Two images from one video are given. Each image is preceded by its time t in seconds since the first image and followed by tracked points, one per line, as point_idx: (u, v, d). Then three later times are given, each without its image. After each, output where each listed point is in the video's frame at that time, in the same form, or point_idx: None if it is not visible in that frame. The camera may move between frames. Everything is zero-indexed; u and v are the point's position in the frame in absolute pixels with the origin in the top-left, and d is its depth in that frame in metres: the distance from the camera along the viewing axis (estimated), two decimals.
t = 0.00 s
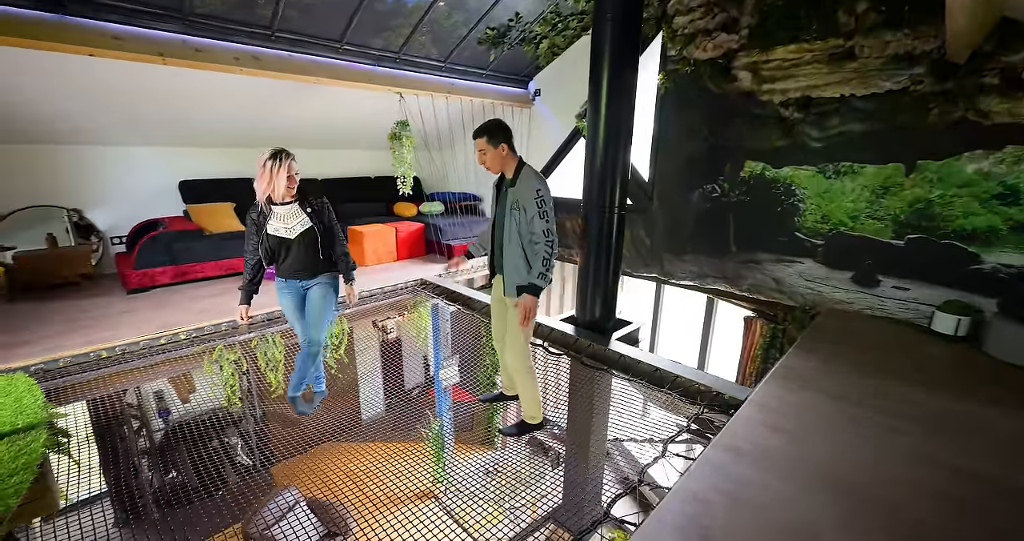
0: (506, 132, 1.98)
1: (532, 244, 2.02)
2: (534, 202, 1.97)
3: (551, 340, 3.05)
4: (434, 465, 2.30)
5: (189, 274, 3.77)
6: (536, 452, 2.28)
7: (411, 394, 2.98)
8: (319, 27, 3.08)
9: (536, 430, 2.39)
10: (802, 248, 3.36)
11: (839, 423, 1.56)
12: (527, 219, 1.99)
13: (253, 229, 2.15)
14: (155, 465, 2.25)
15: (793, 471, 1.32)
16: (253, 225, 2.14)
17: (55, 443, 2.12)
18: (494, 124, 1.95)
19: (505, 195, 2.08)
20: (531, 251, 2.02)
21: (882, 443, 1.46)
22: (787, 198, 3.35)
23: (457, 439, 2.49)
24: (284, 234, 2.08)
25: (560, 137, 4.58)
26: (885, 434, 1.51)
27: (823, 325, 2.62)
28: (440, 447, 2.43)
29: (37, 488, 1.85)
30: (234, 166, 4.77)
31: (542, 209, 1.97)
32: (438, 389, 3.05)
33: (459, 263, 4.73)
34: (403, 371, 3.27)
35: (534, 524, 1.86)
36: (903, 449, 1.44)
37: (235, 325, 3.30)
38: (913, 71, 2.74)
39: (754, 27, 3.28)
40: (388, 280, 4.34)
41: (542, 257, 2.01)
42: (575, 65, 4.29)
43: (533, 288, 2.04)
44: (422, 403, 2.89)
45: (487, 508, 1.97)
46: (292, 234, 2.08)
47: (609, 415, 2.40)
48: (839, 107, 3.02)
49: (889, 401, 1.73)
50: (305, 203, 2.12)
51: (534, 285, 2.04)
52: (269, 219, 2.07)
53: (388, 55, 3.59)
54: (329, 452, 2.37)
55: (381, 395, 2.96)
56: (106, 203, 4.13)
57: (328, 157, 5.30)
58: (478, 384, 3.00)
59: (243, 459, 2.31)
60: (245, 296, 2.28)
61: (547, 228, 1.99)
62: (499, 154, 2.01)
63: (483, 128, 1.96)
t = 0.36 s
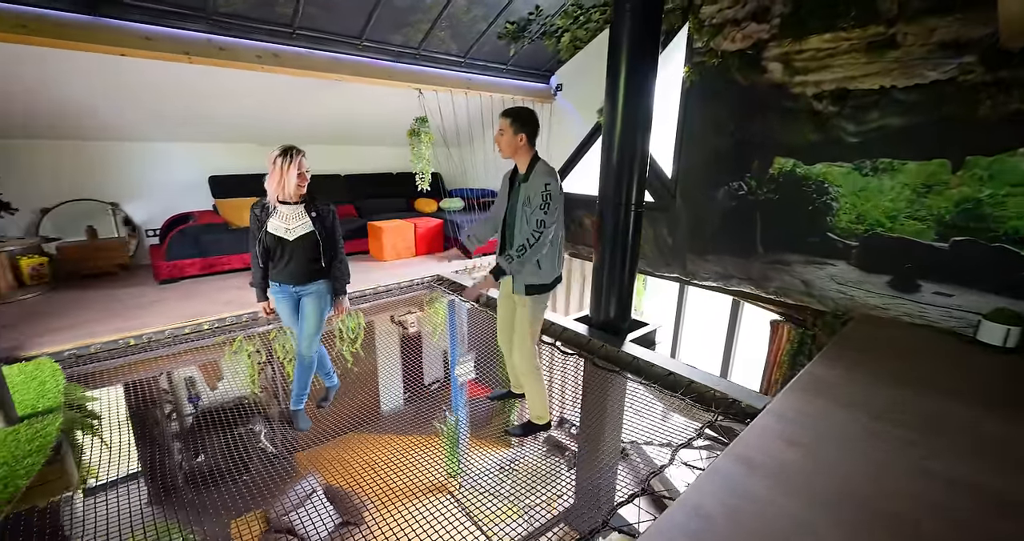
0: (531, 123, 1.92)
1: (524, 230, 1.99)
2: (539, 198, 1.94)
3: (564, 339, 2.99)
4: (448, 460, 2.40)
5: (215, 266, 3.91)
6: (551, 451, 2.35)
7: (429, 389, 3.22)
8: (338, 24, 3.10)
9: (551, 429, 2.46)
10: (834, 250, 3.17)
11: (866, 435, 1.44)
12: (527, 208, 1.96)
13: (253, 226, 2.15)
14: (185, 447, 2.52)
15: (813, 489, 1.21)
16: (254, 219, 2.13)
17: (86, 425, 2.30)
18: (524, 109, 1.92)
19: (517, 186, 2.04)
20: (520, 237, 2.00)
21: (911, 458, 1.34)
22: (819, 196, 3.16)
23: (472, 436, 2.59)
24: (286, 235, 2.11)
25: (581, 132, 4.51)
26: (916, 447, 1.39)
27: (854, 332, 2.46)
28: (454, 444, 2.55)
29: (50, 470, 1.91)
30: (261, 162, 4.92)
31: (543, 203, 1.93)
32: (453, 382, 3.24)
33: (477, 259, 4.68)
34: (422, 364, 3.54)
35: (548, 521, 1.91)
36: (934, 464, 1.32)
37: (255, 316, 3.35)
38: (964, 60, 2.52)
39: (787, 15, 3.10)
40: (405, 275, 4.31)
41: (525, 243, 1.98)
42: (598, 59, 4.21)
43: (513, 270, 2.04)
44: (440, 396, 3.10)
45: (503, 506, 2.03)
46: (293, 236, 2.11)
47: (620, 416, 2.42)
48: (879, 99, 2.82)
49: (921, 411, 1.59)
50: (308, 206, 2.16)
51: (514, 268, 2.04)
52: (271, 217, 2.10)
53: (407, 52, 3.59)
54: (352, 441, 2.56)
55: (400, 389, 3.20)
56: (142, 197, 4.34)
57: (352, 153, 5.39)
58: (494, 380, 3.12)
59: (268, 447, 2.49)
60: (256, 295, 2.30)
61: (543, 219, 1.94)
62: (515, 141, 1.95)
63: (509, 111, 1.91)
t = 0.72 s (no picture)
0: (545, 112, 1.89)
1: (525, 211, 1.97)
2: (540, 177, 1.91)
3: (579, 337, 2.93)
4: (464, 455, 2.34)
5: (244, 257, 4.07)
6: (570, 449, 2.26)
7: (450, 380, 3.12)
8: (360, 19, 3.14)
9: (570, 426, 2.39)
10: (873, 250, 2.96)
11: (894, 445, 1.31)
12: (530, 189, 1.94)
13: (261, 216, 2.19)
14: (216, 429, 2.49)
15: (829, 504, 1.09)
16: (263, 206, 2.17)
17: (119, 405, 2.46)
18: (539, 93, 1.87)
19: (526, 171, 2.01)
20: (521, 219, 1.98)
21: (943, 468, 1.22)
22: (857, 192, 2.96)
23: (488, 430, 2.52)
24: (297, 226, 2.16)
25: (604, 126, 4.41)
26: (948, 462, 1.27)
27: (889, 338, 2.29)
28: (471, 434, 2.52)
29: (71, 446, 2.12)
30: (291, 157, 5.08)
31: (545, 182, 1.90)
32: (472, 376, 3.14)
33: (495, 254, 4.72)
34: (444, 359, 3.34)
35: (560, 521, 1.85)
36: (971, 477, 1.19)
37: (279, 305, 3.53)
38: None
39: None
40: (423, 269, 4.39)
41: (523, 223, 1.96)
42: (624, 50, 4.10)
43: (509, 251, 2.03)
44: (460, 389, 2.99)
45: (514, 498, 2.03)
46: (304, 227, 2.16)
47: (636, 415, 2.33)
48: (927, 88, 2.61)
49: (961, 420, 1.44)
50: (320, 198, 2.22)
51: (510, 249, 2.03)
52: (282, 207, 2.14)
53: (429, 45, 3.60)
54: (367, 433, 2.57)
55: (419, 378, 3.13)
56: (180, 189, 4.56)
57: (377, 148, 5.48)
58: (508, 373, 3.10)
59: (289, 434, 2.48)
60: (243, 282, 2.29)
61: (543, 199, 1.91)
62: (523, 124, 1.93)
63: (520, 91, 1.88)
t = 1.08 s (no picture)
0: (554, 102, 1.83)
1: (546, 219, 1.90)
2: (560, 179, 1.84)
3: (598, 337, 2.84)
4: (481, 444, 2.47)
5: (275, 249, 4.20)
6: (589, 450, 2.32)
7: (473, 374, 3.34)
8: (385, 14, 3.15)
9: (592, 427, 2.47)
10: (921, 254, 2.72)
11: (938, 468, 1.16)
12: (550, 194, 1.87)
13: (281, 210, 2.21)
14: (252, 415, 2.83)
15: (850, 529, 0.98)
16: (283, 200, 2.19)
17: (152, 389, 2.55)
18: (551, 87, 1.81)
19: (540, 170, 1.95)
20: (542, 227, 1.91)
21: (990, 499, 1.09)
22: (907, 191, 2.72)
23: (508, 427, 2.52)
24: (321, 218, 2.21)
25: (633, 120, 4.29)
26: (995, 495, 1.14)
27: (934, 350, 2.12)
28: (491, 431, 2.54)
29: (98, 427, 2.03)
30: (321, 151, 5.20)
31: (566, 185, 1.83)
32: (491, 369, 3.34)
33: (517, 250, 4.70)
34: (465, 351, 3.75)
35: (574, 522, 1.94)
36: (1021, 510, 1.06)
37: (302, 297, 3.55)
38: None
39: None
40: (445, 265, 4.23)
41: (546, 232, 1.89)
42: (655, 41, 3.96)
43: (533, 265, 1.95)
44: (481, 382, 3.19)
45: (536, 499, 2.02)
46: (328, 219, 2.23)
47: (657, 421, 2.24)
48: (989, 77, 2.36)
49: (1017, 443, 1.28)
50: (337, 190, 2.29)
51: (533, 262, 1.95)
52: (304, 201, 2.18)
53: (454, 39, 3.59)
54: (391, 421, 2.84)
55: (442, 374, 3.40)
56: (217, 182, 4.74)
57: (404, 143, 5.54)
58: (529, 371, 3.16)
59: (317, 419, 2.65)
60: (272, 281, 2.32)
61: (565, 205, 1.84)
62: (537, 117, 1.88)
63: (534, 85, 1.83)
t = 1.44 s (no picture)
0: (559, 106, 1.76)
1: (578, 250, 1.81)
2: (575, 201, 1.75)
3: (614, 336, 2.76)
4: (500, 441, 2.43)
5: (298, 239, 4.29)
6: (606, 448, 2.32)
7: (490, 370, 3.41)
8: (406, 4, 3.12)
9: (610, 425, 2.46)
10: (973, 255, 2.45)
11: (981, 494, 1.04)
12: (572, 220, 1.78)
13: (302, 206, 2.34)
14: (277, 401, 2.89)
15: None
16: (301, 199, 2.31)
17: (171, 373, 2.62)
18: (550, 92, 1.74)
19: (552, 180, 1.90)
20: (576, 258, 1.82)
21: None
22: (959, 186, 2.48)
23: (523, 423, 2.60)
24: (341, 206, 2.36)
25: (659, 111, 4.13)
26: None
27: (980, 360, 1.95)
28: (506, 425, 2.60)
29: (116, 410, 2.01)
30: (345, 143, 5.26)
31: (585, 207, 1.74)
32: (506, 368, 3.38)
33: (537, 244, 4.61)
34: (484, 344, 3.80)
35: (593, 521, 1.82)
36: None
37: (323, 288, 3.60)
38: None
39: None
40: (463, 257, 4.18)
41: (585, 267, 1.80)
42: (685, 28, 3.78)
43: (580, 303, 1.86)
44: (495, 378, 3.26)
45: (549, 497, 1.97)
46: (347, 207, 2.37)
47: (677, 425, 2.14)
48: None
49: None
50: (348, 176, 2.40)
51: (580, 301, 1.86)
52: (323, 195, 2.31)
53: (475, 29, 3.53)
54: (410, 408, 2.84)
55: (461, 364, 3.41)
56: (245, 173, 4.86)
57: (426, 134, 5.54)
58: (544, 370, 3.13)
59: (338, 404, 2.72)
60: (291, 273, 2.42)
61: (590, 231, 1.75)
62: (545, 126, 1.81)
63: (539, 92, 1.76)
